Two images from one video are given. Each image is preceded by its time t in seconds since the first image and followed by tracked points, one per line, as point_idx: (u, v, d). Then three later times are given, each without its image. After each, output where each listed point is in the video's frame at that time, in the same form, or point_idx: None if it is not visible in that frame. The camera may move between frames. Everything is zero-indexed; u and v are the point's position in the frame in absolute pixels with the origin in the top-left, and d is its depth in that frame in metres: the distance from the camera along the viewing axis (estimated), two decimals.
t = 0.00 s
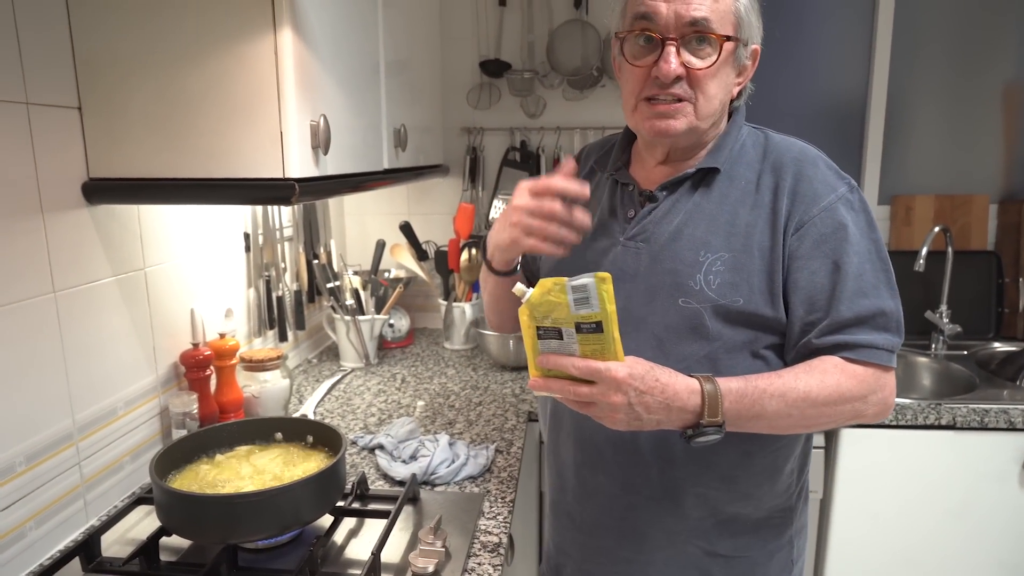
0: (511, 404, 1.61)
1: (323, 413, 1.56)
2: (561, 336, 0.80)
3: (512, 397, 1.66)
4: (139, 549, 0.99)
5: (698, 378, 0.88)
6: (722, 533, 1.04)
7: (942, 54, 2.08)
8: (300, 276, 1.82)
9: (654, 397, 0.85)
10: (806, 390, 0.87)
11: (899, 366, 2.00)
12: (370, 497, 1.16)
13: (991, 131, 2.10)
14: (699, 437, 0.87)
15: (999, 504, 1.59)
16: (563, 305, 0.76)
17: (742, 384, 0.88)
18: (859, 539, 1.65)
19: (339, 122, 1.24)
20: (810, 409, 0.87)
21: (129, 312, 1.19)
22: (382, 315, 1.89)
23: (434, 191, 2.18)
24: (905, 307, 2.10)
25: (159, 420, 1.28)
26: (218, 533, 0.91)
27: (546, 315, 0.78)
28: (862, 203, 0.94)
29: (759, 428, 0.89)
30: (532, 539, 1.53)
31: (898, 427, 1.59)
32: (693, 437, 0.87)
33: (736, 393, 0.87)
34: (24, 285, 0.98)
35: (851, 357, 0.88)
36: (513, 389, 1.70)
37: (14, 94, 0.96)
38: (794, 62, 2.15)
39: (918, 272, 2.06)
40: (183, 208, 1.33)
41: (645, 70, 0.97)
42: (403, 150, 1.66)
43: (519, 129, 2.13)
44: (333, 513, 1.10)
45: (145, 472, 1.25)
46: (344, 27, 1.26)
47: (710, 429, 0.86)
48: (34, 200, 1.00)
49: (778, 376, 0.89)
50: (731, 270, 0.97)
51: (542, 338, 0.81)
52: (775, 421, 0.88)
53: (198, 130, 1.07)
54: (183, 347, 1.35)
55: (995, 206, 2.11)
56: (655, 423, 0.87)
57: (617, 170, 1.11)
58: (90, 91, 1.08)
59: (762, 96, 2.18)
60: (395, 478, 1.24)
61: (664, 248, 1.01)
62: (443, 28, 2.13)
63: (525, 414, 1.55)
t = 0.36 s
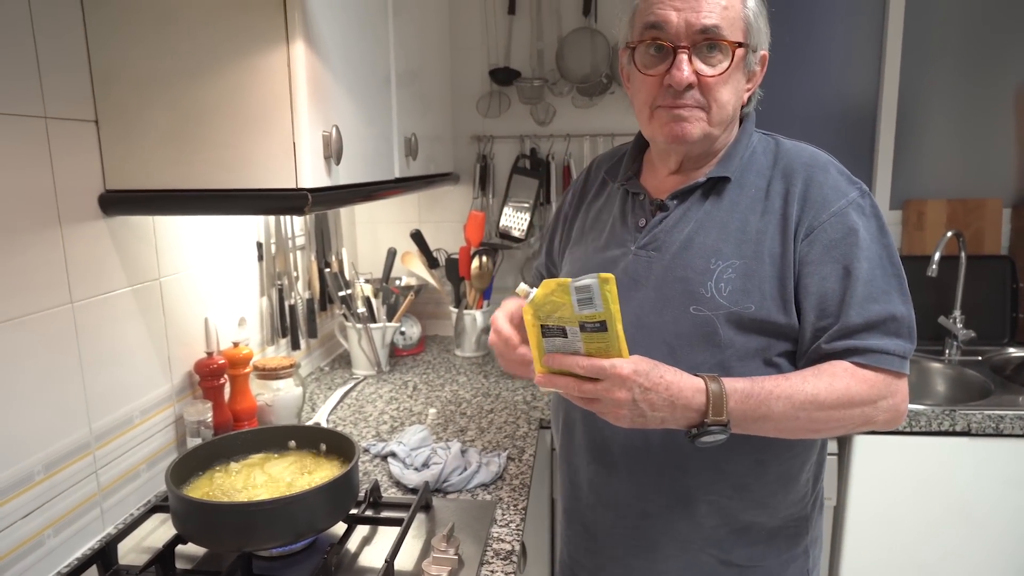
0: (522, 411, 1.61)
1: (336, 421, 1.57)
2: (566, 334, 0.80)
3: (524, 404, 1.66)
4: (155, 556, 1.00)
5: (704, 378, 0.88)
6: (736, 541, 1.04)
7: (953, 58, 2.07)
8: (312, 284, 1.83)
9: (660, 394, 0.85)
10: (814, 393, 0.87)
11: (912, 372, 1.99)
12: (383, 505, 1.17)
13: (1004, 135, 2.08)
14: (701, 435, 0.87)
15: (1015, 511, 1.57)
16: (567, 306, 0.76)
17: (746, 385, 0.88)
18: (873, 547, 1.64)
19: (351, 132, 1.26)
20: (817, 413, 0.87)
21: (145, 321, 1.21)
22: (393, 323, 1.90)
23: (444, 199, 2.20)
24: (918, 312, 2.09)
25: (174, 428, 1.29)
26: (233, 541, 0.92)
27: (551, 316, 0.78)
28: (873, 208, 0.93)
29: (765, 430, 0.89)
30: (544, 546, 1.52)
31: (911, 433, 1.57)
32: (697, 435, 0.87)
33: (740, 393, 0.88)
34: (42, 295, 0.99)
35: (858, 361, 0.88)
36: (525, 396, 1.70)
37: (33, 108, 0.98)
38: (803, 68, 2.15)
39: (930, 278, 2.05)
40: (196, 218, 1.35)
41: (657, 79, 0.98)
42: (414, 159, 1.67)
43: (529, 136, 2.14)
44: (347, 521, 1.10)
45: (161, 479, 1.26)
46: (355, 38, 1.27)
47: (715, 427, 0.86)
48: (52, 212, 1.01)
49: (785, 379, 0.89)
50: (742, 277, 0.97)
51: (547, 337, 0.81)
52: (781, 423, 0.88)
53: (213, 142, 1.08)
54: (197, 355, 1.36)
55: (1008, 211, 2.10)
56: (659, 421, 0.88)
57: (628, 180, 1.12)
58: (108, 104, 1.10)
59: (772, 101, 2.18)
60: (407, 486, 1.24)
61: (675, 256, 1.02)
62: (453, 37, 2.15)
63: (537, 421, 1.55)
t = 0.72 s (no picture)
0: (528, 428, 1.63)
1: (344, 437, 1.59)
2: (505, 363, 0.89)
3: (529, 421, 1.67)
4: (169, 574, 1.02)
5: (670, 398, 0.90)
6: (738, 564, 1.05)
7: (954, 78, 2.10)
8: (320, 301, 1.85)
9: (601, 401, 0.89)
10: (761, 412, 0.88)
11: (915, 390, 2.00)
12: (391, 522, 1.18)
13: (1005, 154, 2.11)
14: (642, 442, 0.88)
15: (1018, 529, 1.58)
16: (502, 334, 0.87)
17: (689, 398, 0.90)
18: (877, 565, 1.64)
19: (363, 156, 1.28)
20: (761, 430, 0.88)
21: (159, 340, 1.23)
22: (400, 339, 1.93)
23: (451, 216, 2.22)
24: (921, 330, 2.10)
25: (185, 445, 1.31)
26: (245, 558, 0.94)
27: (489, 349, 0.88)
28: (863, 234, 0.94)
29: (709, 445, 0.90)
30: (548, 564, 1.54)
31: (913, 451, 1.59)
32: (639, 439, 0.88)
33: (678, 402, 0.90)
34: (60, 316, 1.02)
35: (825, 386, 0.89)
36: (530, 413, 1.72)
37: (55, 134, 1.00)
38: (806, 88, 2.17)
39: (933, 296, 2.06)
40: (209, 239, 1.37)
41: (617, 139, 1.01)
42: (422, 179, 1.70)
43: (535, 154, 2.17)
44: (356, 539, 1.12)
45: (173, 495, 1.28)
46: (368, 64, 1.31)
47: (653, 428, 0.88)
48: (72, 235, 1.04)
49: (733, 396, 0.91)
50: (735, 299, 0.99)
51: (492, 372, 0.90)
52: (725, 439, 0.89)
53: (229, 167, 1.11)
54: (209, 373, 1.38)
55: (1010, 229, 2.12)
56: (607, 430, 0.90)
57: (635, 203, 1.15)
58: (126, 129, 1.13)
59: (776, 120, 2.20)
60: (415, 504, 1.26)
61: (672, 277, 1.04)
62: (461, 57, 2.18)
63: (542, 439, 1.57)
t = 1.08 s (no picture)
0: (551, 445, 1.64)
1: (369, 451, 1.61)
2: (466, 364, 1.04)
3: (552, 438, 1.68)
4: None
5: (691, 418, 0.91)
6: None
7: (981, 99, 2.09)
8: (346, 317, 1.89)
9: (567, 401, 0.97)
10: (707, 423, 0.91)
11: (943, 413, 1.97)
12: (416, 536, 1.20)
13: None
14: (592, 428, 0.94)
15: None
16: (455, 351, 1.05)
17: (648, 406, 0.95)
18: None
19: (392, 176, 1.31)
20: (706, 440, 0.90)
21: (192, 353, 1.27)
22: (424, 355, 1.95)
23: (476, 234, 2.25)
24: (949, 352, 2.07)
25: (215, 456, 1.34)
26: (274, 568, 0.96)
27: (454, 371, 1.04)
28: (854, 258, 0.90)
29: (662, 451, 0.93)
30: None
31: (941, 474, 1.56)
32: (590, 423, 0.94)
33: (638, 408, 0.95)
34: (101, 330, 1.05)
35: (779, 407, 0.88)
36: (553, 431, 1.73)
37: (100, 155, 1.05)
38: (830, 108, 2.18)
39: (961, 318, 2.03)
40: (242, 256, 1.41)
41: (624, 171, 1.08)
42: (448, 198, 1.73)
43: (559, 174, 2.20)
44: (383, 552, 1.14)
45: (203, 505, 1.31)
46: (398, 86, 1.34)
47: (611, 412, 0.94)
48: (113, 251, 1.08)
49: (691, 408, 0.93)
50: (729, 320, 0.98)
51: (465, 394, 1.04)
52: (674, 447, 0.92)
53: (263, 187, 1.15)
54: (239, 387, 1.41)
55: None
56: (573, 421, 0.96)
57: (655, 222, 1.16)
58: (165, 151, 1.17)
59: (800, 141, 2.21)
60: (440, 517, 1.27)
61: (673, 296, 1.04)
62: (486, 78, 2.23)
63: (565, 456, 1.57)
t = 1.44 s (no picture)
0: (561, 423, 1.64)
1: (381, 428, 1.62)
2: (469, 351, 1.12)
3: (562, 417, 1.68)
4: (214, 554, 1.06)
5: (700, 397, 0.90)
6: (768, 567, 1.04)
7: (1004, 78, 2.05)
8: (358, 294, 1.89)
9: (532, 411, 0.97)
10: (669, 409, 0.88)
11: (956, 396, 1.96)
12: (426, 511, 1.20)
13: None
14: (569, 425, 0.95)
15: None
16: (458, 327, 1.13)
17: (611, 391, 0.93)
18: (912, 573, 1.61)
19: (405, 151, 1.30)
20: (670, 427, 0.88)
21: (205, 328, 1.27)
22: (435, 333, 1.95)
23: (487, 213, 2.24)
24: (963, 335, 2.05)
25: (228, 431, 1.35)
26: (286, 540, 0.96)
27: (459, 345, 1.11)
28: (840, 241, 0.86)
29: (635, 439, 0.91)
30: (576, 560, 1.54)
31: (953, 457, 1.56)
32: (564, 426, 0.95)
33: (600, 396, 0.93)
34: (115, 304, 1.05)
35: (748, 391, 0.85)
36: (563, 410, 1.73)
37: (113, 128, 1.04)
38: (849, 87, 2.14)
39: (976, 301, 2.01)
40: (254, 233, 1.41)
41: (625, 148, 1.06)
42: (460, 175, 1.72)
43: (572, 152, 2.18)
44: (394, 526, 1.15)
45: (216, 479, 1.33)
46: (411, 60, 1.33)
47: (571, 419, 0.94)
48: (127, 225, 1.08)
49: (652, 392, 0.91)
50: (715, 300, 0.97)
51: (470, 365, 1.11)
52: (640, 432, 0.90)
53: (276, 162, 1.14)
54: (251, 362, 1.42)
55: None
56: (542, 419, 0.97)
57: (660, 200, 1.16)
58: (177, 125, 1.16)
59: (818, 120, 2.18)
60: (450, 494, 1.28)
61: (665, 275, 1.03)
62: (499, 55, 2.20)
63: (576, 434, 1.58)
